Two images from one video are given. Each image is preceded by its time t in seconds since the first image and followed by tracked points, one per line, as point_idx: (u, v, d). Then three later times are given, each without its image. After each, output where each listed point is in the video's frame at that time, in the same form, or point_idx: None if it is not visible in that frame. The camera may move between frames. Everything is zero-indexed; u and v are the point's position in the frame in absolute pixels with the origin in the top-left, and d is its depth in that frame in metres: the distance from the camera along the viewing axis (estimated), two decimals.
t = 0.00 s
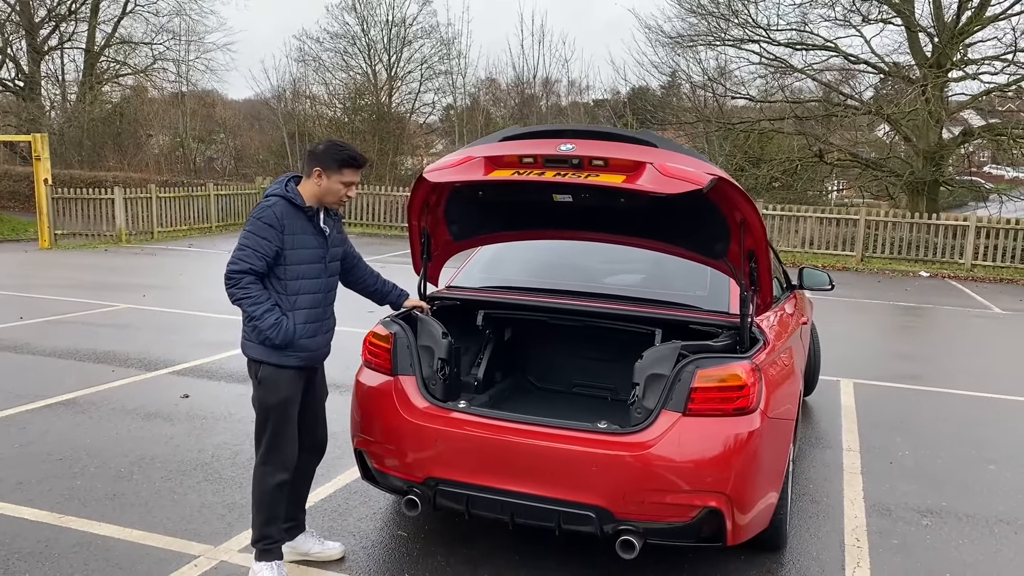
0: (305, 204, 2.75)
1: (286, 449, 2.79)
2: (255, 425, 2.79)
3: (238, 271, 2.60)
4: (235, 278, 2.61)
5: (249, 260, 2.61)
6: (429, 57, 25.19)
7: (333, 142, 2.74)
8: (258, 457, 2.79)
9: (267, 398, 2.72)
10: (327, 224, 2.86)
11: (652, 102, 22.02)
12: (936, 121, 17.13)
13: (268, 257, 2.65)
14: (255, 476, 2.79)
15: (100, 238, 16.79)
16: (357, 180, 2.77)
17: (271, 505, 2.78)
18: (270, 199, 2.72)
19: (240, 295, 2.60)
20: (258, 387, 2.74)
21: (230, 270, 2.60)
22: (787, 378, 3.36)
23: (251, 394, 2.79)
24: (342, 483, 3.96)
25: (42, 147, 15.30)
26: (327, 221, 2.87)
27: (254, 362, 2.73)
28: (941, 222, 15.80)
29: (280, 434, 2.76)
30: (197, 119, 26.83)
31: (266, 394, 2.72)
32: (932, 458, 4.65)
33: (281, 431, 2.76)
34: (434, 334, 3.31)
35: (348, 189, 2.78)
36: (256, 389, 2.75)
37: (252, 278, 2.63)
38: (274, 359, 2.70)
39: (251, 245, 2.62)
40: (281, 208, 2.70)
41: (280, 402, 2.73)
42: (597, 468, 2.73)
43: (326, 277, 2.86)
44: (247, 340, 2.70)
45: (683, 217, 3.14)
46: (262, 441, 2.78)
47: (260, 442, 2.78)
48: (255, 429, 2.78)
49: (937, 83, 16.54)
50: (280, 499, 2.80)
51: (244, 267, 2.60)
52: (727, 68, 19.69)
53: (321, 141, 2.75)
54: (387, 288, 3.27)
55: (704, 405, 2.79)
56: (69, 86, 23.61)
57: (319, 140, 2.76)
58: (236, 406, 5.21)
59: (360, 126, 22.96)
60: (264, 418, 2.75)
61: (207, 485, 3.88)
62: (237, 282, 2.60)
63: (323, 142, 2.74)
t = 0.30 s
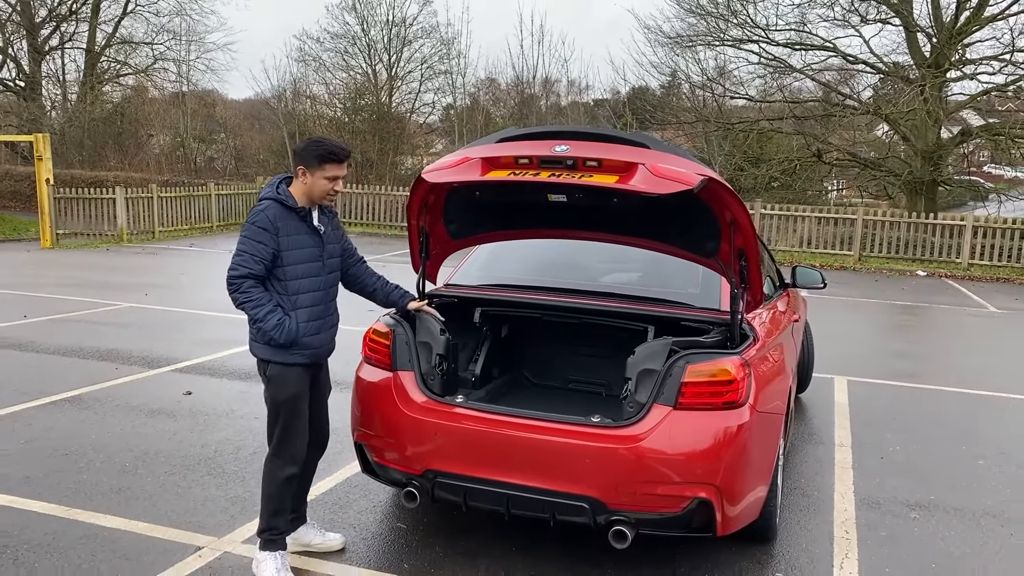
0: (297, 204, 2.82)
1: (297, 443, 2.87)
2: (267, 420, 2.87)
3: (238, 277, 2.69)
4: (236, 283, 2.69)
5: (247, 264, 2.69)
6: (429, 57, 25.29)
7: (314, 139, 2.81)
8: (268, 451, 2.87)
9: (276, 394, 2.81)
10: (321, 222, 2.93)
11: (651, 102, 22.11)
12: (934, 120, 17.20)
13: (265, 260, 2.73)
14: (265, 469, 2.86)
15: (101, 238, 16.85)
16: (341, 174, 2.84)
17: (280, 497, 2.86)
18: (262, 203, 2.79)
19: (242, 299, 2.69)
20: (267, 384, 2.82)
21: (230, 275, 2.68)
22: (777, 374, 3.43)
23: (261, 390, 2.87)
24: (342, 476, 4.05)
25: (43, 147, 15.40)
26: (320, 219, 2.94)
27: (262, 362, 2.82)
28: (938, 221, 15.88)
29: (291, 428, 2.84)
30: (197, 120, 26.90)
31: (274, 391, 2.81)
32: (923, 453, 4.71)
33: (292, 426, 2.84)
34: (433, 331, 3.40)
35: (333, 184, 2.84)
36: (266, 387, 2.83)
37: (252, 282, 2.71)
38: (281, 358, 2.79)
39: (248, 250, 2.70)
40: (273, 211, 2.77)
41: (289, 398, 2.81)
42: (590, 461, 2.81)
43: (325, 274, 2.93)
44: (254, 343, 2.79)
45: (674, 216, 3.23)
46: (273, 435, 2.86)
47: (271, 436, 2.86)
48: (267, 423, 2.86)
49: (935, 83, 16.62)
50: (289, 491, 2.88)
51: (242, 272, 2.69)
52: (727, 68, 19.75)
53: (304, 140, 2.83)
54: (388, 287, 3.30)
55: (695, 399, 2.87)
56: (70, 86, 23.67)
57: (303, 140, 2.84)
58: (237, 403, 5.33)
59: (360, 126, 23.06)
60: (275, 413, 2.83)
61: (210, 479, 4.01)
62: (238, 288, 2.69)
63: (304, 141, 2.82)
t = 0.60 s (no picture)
0: (306, 205, 2.87)
1: (316, 440, 2.93)
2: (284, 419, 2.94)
3: (249, 277, 2.74)
4: (247, 284, 2.74)
5: (258, 265, 2.75)
6: (429, 57, 25.34)
7: (316, 139, 2.84)
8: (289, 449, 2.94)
9: (290, 394, 2.87)
10: (329, 223, 2.99)
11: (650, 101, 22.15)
12: (933, 120, 17.24)
13: (276, 261, 2.78)
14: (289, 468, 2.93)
15: (102, 238, 16.91)
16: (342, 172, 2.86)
17: (307, 495, 2.94)
18: (272, 204, 2.84)
19: (254, 300, 2.74)
20: (281, 385, 2.89)
21: (242, 276, 2.73)
22: (771, 370, 3.49)
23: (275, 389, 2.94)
24: (342, 472, 4.12)
25: (45, 148, 15.48)
26: (328, 218, 2.99)
27: (274, 363, 2.88)
28: (936, 220, 15.93)
29: (309, 426, 2.91)
30: (198, 119, 26.93)
31: (289, 391, 2.87)
32: (917, 449, 4.74)
33: (310, 423, 2.91)
34: (434, 329, 3.47)
35: (338, 182, 2.87)
36: (279, 386, 2.90)
37: (263, 283, 2.77)
38: (292, 359, 2.85)
39: (259, 251, 2.75)
40: (283, 212, 2.82)
41: (303, 397, 2.88)
42: (587, 454, 2.88)
43: (334, 275, 2.99)
44: (265, 343, 2.85)
45: (670, 215, 3.29)
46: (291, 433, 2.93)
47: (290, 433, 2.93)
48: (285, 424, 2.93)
49: (934, 83, 16.67)
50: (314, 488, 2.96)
51: (254, 273, 2.74)
52: (726, 68, 19.79)
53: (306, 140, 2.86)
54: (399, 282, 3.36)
55: (689, 395, 2.93)
56: (69, 86, 23.69)
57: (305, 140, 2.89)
58: (239, 399, 5.42)
59: (360, 126, 23.12)
60: (293, 411, 2.90)
61: (213, 474, 4.12)
62: (249, 288, 2.74)
63: (306, 140, 2.86)
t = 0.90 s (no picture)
0: (329, 218, 2.87)
1: (337, 458, 2.90)
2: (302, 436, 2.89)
3: (273, 291, 2.72)
4: (271, 298, 2.72)
5: (282, 280, 2.72)
6: (428, 57, 25.38)
7: (340, 149, 2.85)
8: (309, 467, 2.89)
9: (309, 413, 2.83)
10: (350, 235, 2.99)
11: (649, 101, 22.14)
12: (931, 120, 17.28)
13: (299, 276, 2.76)
14: (309, 486, 2.89)
15: (101, 237, 16.90)
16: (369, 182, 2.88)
17: (325, 512, 2.91)
18: (294, 215, 2.82)
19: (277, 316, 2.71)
20: (298, 403, 2.85)
21: (265, 290, 2.70)
22: (769, 369, 3.50)
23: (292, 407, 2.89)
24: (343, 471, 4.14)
25: (43, 147, 15.46)
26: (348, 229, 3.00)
27: (292, 381, 2.84)
28: (934, 220, 15.95)
29: (331, 442, 2.88)
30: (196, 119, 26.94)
31: (307, 410, 2.83)
32: (914, 448, 4.75)
33: (332, 442, 2.88)
34: (434, 328, 3.48)
35: (365, 193, 2.90)
36: (297, 405, 2.85)
37: (286, 298, 2.75)
38: (313, 377, 2.82)
39: (282, 265, 2.73)
40: (307, 224, 2.80)
41: (322, 416, 2.83)
42: (586, 453, 2.89)
43: (354, 290, 2.99)
44: (285, 360, 2.81)
45: (668, 214, 3.29)
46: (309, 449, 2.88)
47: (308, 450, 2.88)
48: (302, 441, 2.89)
49: (932, 83, 16.70)
50: (332, 505, 2.92)
51: (278, 287, 2.72)
52: (725, 67, 19.80)
53: (330, 150, 2.86)
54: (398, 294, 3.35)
55: (688, 394, 2.94)
56: (68, 85, 23.69)
57: (326, 150, 2.88)
58: (239, 398, 5.44)
59: (358, 126, 23.10)
60: (312, 429, 2.85)
61: (213, 473, 4.14)
62: (271, 303, 2.72)
63: (329, 150, 2.85)
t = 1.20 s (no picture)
0: (350, 214, 2.73)
1: (342, 465, 2.79)
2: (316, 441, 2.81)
3: (288, 294, 2.62)
4: (285, 301, 2.63)
5: (296, 281, 2.62)
6: (424, 56, 25.38)
7: (369, 142, 2.73)
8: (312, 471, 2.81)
9: (323, 420, 2.72)
10: (378, 229, 2.84)
11: (646, 100, 22.14)
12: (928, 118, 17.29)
13: (315, 276, 2.64)
14: (315, 491, 2.81)
15: (97, 236, 16.86)
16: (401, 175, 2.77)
17: (327, 520, 2.82)
18: (314, 213, 2.71)
19: (292, 319, 2.61)
20: (315, 409, 2.75)
21: (280, 293, 2.62)
22: (768, 368, 3.48)
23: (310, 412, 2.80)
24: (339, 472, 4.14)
25: (38, 145, 15.40)
26: (377, 224, 2.86)
27: (313, 385, 2.74)
28: (931, 218, 15.96)
29: (340, 450, 2.77)
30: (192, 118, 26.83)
31: (322, 417, 2.72)
32: (913, 447, 4.74)
33: (339, 450, 2.76)
34: (430, 326, 3.46)
35: (396, 185, 2.78)
36: (314, 411, 2.75)
37: (301, 299, 2.64)
38: (331, 383, 2.70)
39: (297, 265, 2.62)
40: (324, 221, 2.68)
41: (336, 423, 2.72)
42: (584, 452, 2.87)
43: (381, 289, 2.82)
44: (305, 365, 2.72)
45: (667, 212, 3.28)
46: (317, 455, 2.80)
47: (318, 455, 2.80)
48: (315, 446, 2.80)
49: (928, 82, 16.75)
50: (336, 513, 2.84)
51: (293, 289, 2.61)
52: (721, 67, 19.84)
53: (356, 144, 2.74)
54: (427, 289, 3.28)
55: (688, 392, 2.92)
56: (63, 84, 23.74)
57: (351, 144, 2.75)
58: (235, 398, 5.42)
59: (354, 124, 23.12)
60: (321, 436, 2.75)
61: (210, 472, 4.12)
62: (287, 305, 2.63)
63: (355, 145, 2.73)
